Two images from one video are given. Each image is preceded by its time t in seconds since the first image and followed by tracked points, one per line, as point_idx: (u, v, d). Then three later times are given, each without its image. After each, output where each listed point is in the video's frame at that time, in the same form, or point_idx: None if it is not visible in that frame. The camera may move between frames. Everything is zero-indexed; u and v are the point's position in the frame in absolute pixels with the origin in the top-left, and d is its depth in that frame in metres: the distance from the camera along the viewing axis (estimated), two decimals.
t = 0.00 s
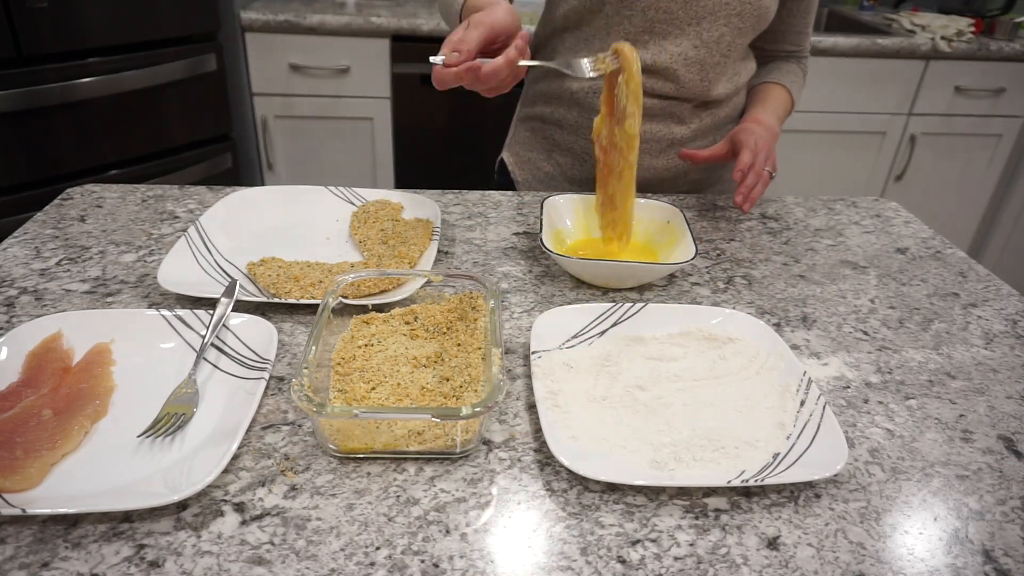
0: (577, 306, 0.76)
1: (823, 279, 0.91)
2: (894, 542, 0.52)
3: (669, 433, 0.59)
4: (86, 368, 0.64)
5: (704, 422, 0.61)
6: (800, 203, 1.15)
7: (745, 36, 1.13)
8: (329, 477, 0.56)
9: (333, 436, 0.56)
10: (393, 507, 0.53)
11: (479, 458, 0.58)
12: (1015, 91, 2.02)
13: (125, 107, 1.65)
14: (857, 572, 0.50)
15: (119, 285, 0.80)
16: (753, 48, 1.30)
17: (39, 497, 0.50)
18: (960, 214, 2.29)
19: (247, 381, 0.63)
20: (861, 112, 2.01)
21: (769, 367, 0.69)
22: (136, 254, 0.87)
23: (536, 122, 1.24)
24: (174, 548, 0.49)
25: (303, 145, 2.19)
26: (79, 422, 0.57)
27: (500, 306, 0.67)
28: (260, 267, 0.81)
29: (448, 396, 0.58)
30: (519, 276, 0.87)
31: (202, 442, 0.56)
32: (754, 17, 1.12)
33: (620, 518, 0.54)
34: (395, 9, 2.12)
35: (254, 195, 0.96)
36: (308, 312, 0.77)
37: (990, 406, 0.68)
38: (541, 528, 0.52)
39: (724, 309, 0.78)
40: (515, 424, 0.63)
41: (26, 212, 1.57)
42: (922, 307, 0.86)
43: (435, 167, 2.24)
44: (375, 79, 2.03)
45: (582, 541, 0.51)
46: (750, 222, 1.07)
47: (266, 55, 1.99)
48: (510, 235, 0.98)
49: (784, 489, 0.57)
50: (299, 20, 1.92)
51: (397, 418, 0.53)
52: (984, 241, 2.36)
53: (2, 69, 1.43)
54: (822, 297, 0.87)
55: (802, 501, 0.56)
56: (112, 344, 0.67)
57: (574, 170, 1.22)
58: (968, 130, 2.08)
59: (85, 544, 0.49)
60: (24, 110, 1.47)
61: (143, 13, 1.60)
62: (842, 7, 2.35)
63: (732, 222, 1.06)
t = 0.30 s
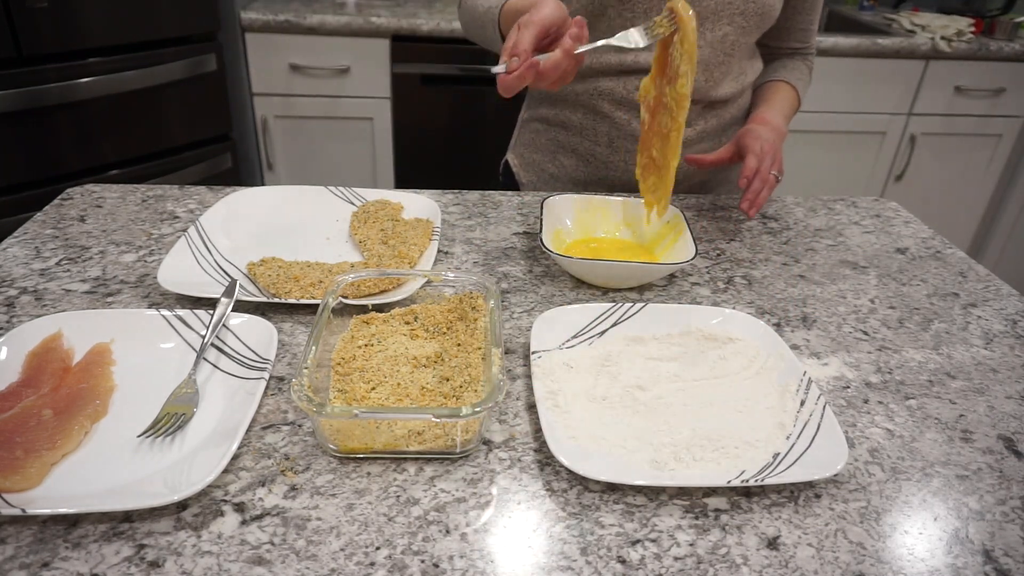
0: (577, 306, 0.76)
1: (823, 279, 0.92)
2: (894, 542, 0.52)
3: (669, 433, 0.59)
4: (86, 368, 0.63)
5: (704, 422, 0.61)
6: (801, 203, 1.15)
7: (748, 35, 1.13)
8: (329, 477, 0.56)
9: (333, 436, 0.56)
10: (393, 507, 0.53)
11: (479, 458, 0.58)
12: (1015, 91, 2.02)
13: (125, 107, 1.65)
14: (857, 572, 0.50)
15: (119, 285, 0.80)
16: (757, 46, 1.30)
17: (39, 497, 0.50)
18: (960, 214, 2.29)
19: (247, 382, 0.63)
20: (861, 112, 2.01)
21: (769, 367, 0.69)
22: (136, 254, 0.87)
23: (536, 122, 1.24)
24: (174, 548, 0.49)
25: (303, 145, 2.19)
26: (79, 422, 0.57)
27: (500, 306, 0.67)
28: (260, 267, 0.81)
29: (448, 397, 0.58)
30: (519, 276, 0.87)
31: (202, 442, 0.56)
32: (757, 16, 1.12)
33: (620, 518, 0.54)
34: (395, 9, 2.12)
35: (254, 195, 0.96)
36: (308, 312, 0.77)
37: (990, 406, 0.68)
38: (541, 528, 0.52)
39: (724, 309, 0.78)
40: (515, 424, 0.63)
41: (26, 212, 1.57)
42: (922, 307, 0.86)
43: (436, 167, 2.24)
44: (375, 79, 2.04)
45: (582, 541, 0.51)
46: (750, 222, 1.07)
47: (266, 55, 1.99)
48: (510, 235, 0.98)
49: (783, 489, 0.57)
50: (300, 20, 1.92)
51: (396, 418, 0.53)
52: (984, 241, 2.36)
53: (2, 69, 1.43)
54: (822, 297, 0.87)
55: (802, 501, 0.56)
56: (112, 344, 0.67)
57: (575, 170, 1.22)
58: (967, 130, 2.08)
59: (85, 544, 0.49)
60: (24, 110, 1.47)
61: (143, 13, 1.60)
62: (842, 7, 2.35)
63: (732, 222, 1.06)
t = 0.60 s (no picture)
0: (577, 306, 0.76)
1: (823, 279, 0.91)
2: (894, 542, 0.52)
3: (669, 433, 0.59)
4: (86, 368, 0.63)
5: (704, 422, 0.61)
6: (800, 203, 1.15)
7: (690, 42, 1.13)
8: (329, 477, 0.56)
9: (333, 436, 0.56)
10: (393, 507, 0.53)
11: (479, 458, 0.59)
12: (1015, 91, 2.02)
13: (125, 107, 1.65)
14: (857, 572, 0.50)
15: (119, 285, 0.80)
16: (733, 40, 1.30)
17: (39, 497, 0.51)
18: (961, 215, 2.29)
19: (247, 381, 0.63)
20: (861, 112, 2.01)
21: (769, 366, 0.69)
22: (136, 254, 0.87)
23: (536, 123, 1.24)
24: (174, 548, 0.49)
25: (303, 145, 2.19)
26: (79, 422, 0.57)
27: (500, 306, 0.67)
28: (260, 268, 0.81)
29: (447, 397, 0.58)
30: (519, 277, 0.87)
31: (202, 442, 0.56)
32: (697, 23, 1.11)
33: (620, 518, 0.54)
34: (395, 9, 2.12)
35: (255, 195, 0.96)
36: (308, 312, 0.77)
37: (990, 406, 0.68)
38: (542, 529, 0.52)
39: (724, 309, 0.78)
40: (515, 424, 0.63)
41: (25, 212, 1.57)
42: (922, 307, 0.86)
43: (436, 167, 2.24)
44: (376, 80, 2.04)
45: (582, 541, 0.51)
46: (749, 222, 1.07)
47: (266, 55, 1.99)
48: (510, 235, 0.98)
49: (783, 489, 0.57)
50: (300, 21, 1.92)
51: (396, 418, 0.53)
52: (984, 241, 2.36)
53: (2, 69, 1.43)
54: (822, 297, 0.87)
55: (802, 501, 0.56)
56: (112, 344, 0.67)
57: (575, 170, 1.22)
58: (967, 130, 2.08)
59: (85, 544, 0.49)
60: (23, 110, 1.47)
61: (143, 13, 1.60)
62: (842, 7, 2.35)
63: (731, 222, 1.06)
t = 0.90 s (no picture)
0: (577, 306, 0.76)
1: (823, 279, 0.91)
2: (894, 542, 0.52)
3: (669, 433, 0.59)
4: (86, 368, 0.63)
5: (704, 422, 0.61)
6: (800, 202, 1.15)
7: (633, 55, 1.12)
8: (329, 477, 0.56)
9: (333, 437, 0.56)
10: (393, 507, 0.53)
11: (479, 458, 0.59)
12: (1015, 91, 2.02)
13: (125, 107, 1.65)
14: (857, 573, 0.50)
15: (119, 285, 0.80)
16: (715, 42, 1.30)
17: (39, 497, 0.51)
18: (961, 215, 2.29)
19: (247, 381, 0.63)
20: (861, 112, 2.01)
21: (769, 367, 0.69)
22: (136, 254, 0.87)
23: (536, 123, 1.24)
24: (174, 548, 0.49)
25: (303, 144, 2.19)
26: (79, 422, 0.57)
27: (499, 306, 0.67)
28: (260, 268, 0.82)
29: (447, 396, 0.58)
30: (519, 277, 0.87)
31: (203, 442, 0.56)
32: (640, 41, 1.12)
33: (620, 518, 0.54)
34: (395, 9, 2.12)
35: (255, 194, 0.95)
36: (308, 312, 0.77)
37: (990, 406, 0.68)
38: (541, 528, 0.52)
39: (725, 309, 0.78)
40: (515, 424, 0.63)
41: (25, 212, 1.56)
42: (922, 307, 0.86)
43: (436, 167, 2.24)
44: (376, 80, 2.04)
45: (582, 541, 0.51)
46: (749, 222, 1.07)
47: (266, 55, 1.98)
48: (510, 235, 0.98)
49: (783, 489, 0.57)
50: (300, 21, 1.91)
51: (395, 418, 0.53)
52: (984, 241, 2.36)
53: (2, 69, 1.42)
54: (822, 297, 0.87)
55: (802, 501, 0.56)
56: (112, 344, 0.67)
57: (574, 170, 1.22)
58: (968, 130, 2.08)
59: (85, 545, 0.49)
60: (22, 111, 1.46)
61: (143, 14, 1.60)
62: (842, 7, 2.35)
63: (731, 222, 1.06)
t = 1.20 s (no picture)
0: (577, 306, 0.76)
1: (823, 279, 0.92)
2: (894, 542, 0.52)
3: (669, 434, 0.59)
4: (86, 368, 0.63)
5: (704, 422, 0.61)
6: (800, 203, 1.15)
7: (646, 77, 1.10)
8: (329, 477, 0.56)
9: (333, 437, 0.56)
10: (393, 507, 0.53)
11: (479, 458, 0.59)
12: (1015, 91, 2.02)
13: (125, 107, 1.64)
14: (857, 572, 0.50)
15: (119, 285, 0.80)
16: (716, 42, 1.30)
17: (39, 497, 0.51)
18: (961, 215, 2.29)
19: (247, 382, 0.63)
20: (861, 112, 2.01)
21: (770, 366, 0.69)
22: (136, 254, 0.87)
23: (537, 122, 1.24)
24: (174, 548, 0.49)
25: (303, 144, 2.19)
26: (79, 422, 0.57)
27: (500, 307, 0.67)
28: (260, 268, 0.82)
29: (446, 397, 0.58)
30: (519, 277, 0.87)
31: (203, 442, 0.56)
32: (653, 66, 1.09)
33: (620, 518, 0.54)
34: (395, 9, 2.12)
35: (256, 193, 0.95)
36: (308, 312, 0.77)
37: (990, 406, 0.68)
38: (541, 529, 0.52)
39: (725, 309, 0.78)
40: (515, 424, 0.63)
41: (24, 213, 1.56)
42: (922, 307, 0.86)
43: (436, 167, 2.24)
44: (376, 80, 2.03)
45: (582, 541, 0.51)
46: (749, 222, 1.07)
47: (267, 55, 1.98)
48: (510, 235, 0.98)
49: (783, 489, 0.57)
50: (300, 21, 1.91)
51: (395, 419, 0.53)
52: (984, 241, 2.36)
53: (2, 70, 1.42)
54: (822, 297, 0.87)
55: (802, 501, 0.56)
56: (112, 344, 0.67)
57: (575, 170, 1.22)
58: (968, 130, 2.08)
59: (84, 544, 0.49)
60: (22, 111, 1.46)
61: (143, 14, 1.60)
62: (842, 7, 2.35)
63: (731, 223, 1.06)
